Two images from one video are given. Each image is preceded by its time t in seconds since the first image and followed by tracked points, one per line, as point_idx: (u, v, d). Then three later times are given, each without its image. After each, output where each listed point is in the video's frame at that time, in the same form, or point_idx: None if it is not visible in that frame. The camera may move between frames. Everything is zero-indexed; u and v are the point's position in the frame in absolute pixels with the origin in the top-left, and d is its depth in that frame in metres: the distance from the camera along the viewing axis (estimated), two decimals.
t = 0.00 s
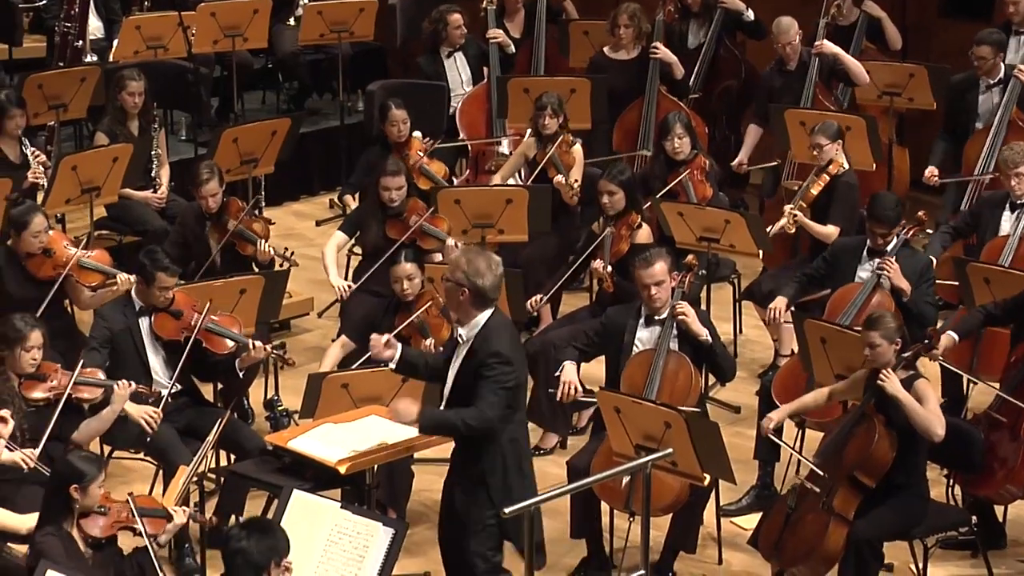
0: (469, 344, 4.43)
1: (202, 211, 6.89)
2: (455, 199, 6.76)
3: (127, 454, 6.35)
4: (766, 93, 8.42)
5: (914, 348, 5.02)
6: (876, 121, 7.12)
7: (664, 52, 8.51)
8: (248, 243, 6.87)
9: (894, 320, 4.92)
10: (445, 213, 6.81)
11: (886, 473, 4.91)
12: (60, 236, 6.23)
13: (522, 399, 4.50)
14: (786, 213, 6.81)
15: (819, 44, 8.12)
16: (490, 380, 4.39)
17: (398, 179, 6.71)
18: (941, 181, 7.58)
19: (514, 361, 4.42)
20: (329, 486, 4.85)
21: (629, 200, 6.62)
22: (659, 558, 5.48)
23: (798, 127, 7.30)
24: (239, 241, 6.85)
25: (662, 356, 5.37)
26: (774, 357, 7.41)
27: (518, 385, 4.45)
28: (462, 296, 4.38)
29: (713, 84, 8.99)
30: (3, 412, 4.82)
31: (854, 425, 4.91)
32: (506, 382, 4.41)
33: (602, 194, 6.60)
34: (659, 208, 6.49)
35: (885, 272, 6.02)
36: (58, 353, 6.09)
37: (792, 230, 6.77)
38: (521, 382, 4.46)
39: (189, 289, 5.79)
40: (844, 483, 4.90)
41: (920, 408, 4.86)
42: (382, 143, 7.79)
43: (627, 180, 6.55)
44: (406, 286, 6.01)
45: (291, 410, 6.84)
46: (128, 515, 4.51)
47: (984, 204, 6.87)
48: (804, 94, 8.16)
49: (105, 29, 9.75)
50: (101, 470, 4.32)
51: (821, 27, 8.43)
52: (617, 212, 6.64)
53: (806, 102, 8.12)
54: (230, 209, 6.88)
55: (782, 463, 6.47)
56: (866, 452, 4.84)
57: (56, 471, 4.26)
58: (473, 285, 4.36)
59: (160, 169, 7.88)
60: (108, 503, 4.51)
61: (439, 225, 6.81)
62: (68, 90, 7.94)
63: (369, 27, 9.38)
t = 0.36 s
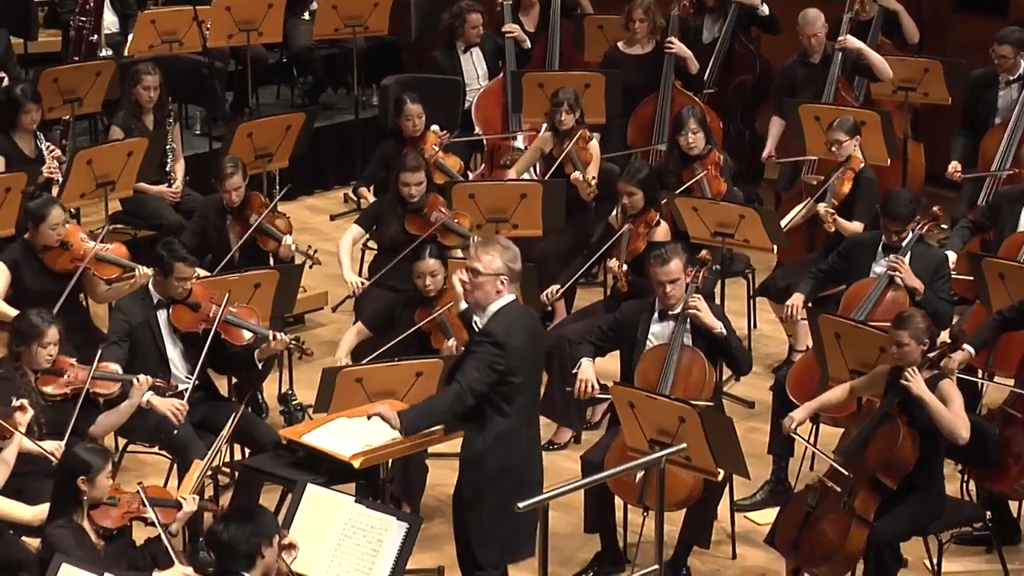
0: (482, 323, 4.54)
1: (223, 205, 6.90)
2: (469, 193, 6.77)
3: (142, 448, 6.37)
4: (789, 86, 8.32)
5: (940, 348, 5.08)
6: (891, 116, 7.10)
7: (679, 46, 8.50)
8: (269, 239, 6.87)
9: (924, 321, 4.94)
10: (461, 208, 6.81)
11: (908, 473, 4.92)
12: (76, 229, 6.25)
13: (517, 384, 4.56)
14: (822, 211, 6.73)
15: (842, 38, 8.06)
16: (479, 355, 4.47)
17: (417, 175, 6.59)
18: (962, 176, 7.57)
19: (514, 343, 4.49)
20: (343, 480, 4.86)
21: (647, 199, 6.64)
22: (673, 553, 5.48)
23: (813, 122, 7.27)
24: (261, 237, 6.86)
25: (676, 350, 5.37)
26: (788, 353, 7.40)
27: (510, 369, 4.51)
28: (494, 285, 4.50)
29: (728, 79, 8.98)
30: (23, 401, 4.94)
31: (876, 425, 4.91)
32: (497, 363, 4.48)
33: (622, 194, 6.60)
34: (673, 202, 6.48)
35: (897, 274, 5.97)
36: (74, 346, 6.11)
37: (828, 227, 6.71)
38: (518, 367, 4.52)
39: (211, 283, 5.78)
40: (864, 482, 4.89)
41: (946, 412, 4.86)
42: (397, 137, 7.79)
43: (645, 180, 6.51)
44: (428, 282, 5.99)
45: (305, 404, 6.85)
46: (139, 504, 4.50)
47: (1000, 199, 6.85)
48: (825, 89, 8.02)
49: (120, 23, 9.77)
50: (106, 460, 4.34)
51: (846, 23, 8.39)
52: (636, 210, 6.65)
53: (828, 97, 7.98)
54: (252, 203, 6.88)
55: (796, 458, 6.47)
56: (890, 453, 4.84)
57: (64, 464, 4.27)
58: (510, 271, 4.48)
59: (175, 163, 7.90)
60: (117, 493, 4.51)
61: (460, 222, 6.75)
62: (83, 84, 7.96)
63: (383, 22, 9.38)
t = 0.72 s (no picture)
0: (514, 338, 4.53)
1: (244, 198, 6.91)
2: (483, 188, 6.72)
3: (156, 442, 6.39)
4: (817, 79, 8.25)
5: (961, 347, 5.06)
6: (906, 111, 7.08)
7: (693, 42, 8.49)
8: (293, 232, 6.92)
9: (945, 320, 4.92)
10: (477, 203, 6.81)
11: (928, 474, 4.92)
12: (91, 223, 6.27)
13: (542, 401, 4.53)
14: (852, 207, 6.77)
15: (871, 35, 8.03)
16: (508, 368, 4.44)
17: (428, 169, 6.71)
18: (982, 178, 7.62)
19: (543, 358, 4.47)
20: (358, 475, 4.87)
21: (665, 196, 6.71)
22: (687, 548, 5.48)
23: (827, 116, 7.26)
24: (285, 230, 6.90)
25: (690, 345, 5.37)
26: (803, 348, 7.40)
27: (537, 386, 4.48)
28: (529, 303, 4.49)
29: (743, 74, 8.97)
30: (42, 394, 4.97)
31: (896, 424, 4.91)
32: (524, 378, 4.45)
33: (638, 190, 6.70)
34: (688, 197, 6.47)
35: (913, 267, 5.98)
36: (88, 340, 6.13)
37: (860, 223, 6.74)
38: (545, 382, 4.49)
39: (228, 275, 5.83)
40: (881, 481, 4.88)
41: (963, 414, 4.86)
42: (412, 131, 7.79)
43: (663, 174, 6.65)
44: (450, 279, 5.98)
45: (319, 398, 6.87)
46: (159, 506, 4.53)
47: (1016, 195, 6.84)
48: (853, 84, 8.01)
49: (135, 17, 9.79)
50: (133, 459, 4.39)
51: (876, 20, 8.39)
52: (653, 206, 6.71)
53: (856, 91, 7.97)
54: (273, 197, 6.93)
55: (810, 454, 6.46)
56: (910, 453, 4.85)
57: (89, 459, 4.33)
58: (544, 288, 4.47)
59: (189, 157, 7.91)
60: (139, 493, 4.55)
61: (471, 213, 6.89)
62: (98, 78, 7.98)
63: (398, 17, 9.38)
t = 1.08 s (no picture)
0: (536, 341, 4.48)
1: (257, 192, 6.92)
2: (498, 182, 6.73)
3: (171, 436, 6.41)
4: (835, 72, 8.24)
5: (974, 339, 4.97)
6: (921, 106, 7.07)
7: (708, 36, 8.49)
8: (307, 224, 6.93)
9: (955, 314, 4.93)
10: (489, 197, 6.80)
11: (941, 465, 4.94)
12: (106, 216, 6.31)
13: (563, 408, 4.46)
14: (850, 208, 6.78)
15: (888, 29, 8.00)
16: (529, 374, 4.38)
17: (441, 161, 6.69)
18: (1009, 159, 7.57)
19: (565, 365, 4.40)
20: (372, 468, 4.88)
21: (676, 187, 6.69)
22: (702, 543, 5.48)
23: (843, 112, 7.26)
24: (297, 222, 6.92)
25: (704, 340, 5.37)
26: (817, 343, 7.39)
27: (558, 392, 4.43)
28: (553, 307, 4.46)
29: (758, 68, 8.95)
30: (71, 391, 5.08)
31: (909, 418, 4.91)
32: (545, 384, 4.40)
33: (651, 184, 6.70)
34: (702, 192, 6.47)
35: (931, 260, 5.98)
36: (103, 334, 6.14)
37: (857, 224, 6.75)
38: (565, 389, 4.43)
39: (245, 269, 5.90)
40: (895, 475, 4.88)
41: (974, 409, 4.85)
42: (428, 126, 7.79)
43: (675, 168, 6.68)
44: (464, 265, 5.97)
45: (333, 393, 6.88)
46: (180, 498, 4.55)
47: None
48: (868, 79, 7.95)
49: (150, 12, 9.80)
50: (151, 451, 4.43)
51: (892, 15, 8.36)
52: (665, 200, 6.70)
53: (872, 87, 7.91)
54: (286, 190, 6.93)
55: (825, 449, 6.45)
56: (923, 446, 4.86)
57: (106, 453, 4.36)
58: (566, 290, 4.44)
59: (204, 152, 7.93)
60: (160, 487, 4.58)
61: (482, 207, 6.84)
62: (113, 72, 8.00)
63: (412, 11, 9.38)
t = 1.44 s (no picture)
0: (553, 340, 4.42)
1: (268, 186, 6.93)
2: (512, 176, 6.72)
3: (185, 430, 6.43)
4: (846, 66, 8.25)
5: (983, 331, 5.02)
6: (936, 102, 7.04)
7: (726, 31, 8.43)
8: (316, 216, 6.98)
9: (960, 304, 4.94)
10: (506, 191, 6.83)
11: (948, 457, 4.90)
12: (120, 211, 6.32)
13: (584, 410, 4.42)
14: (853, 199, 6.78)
15: (899, 23, 7.98)
16: (549, 381, 4.33)
17: (457, 155, 6.69)
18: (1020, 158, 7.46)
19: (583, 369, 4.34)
20: (386, 463, 4.89)
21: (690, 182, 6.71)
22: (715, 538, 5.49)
23: (857, 106, 7.25)
24: (307, 215, 6.97)
25: (719, 335, 5.37)
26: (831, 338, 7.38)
27: (580, 395, 4.37)
28: (553, 299, 4.39)
29: (772, 63, 8.94)
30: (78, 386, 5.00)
31: (917, 408, 4.90)
32: (565, 390, 4.34)
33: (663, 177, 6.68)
34: (716, 186, 6.46)
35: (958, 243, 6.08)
36: (117, 328, 6.16)
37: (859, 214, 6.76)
38: (585, 393, 4.38)
39: (260, 263, 5.90)
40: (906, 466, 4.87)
41: (987, 398, 4.87)
42: (442, 120, 7.79)
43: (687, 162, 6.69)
44: (475, 260, 5.98)
45: (347, 387, 6.90)
46: (197, 496, 4.55)
47: None
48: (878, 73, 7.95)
49: (165, 6, 9.83)
50: (172, 448, 4.43)
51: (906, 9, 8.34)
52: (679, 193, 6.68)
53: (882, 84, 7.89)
54: (297, 183, 6.96)
55: (839, 444, 6.45)
56: (930, 438, 4.84)
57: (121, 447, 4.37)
58: (568, 286, 4.35)
59: (218, 146, 7.94)
60: (178, 484, 4.58)
61: (498, 200, 6.89)
62: (127, 67, 8.02)
63: (427, 6, 9.38)
